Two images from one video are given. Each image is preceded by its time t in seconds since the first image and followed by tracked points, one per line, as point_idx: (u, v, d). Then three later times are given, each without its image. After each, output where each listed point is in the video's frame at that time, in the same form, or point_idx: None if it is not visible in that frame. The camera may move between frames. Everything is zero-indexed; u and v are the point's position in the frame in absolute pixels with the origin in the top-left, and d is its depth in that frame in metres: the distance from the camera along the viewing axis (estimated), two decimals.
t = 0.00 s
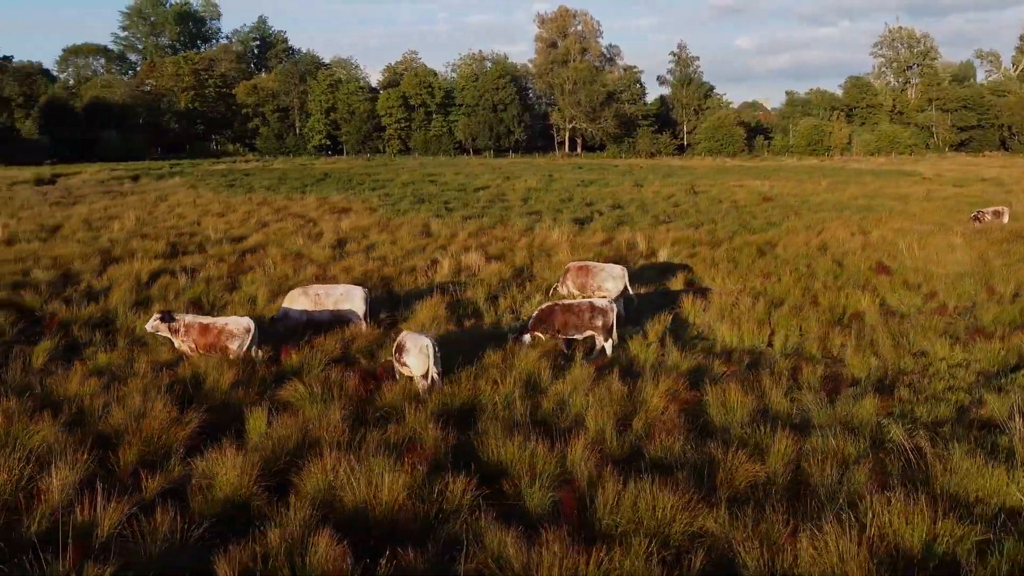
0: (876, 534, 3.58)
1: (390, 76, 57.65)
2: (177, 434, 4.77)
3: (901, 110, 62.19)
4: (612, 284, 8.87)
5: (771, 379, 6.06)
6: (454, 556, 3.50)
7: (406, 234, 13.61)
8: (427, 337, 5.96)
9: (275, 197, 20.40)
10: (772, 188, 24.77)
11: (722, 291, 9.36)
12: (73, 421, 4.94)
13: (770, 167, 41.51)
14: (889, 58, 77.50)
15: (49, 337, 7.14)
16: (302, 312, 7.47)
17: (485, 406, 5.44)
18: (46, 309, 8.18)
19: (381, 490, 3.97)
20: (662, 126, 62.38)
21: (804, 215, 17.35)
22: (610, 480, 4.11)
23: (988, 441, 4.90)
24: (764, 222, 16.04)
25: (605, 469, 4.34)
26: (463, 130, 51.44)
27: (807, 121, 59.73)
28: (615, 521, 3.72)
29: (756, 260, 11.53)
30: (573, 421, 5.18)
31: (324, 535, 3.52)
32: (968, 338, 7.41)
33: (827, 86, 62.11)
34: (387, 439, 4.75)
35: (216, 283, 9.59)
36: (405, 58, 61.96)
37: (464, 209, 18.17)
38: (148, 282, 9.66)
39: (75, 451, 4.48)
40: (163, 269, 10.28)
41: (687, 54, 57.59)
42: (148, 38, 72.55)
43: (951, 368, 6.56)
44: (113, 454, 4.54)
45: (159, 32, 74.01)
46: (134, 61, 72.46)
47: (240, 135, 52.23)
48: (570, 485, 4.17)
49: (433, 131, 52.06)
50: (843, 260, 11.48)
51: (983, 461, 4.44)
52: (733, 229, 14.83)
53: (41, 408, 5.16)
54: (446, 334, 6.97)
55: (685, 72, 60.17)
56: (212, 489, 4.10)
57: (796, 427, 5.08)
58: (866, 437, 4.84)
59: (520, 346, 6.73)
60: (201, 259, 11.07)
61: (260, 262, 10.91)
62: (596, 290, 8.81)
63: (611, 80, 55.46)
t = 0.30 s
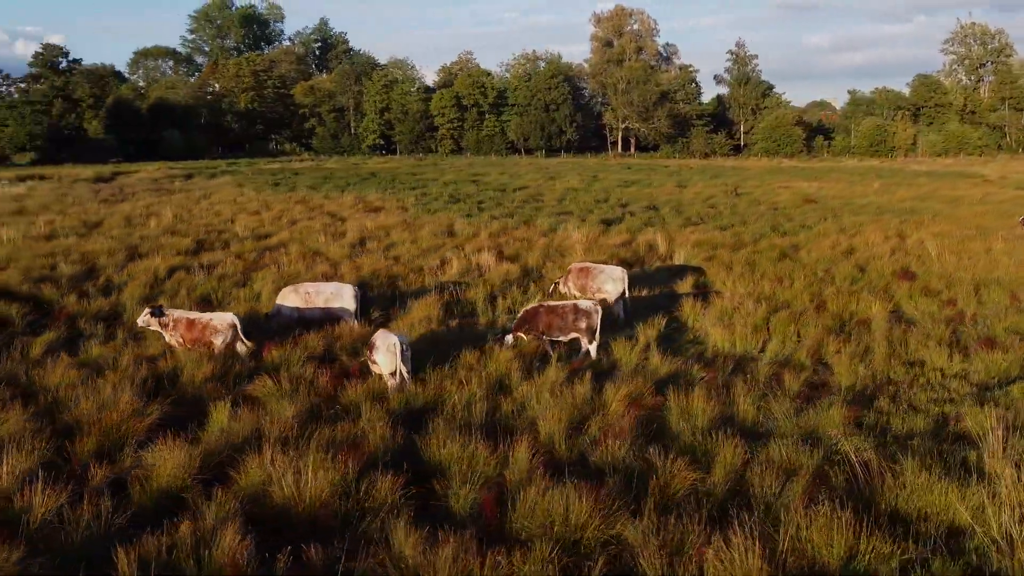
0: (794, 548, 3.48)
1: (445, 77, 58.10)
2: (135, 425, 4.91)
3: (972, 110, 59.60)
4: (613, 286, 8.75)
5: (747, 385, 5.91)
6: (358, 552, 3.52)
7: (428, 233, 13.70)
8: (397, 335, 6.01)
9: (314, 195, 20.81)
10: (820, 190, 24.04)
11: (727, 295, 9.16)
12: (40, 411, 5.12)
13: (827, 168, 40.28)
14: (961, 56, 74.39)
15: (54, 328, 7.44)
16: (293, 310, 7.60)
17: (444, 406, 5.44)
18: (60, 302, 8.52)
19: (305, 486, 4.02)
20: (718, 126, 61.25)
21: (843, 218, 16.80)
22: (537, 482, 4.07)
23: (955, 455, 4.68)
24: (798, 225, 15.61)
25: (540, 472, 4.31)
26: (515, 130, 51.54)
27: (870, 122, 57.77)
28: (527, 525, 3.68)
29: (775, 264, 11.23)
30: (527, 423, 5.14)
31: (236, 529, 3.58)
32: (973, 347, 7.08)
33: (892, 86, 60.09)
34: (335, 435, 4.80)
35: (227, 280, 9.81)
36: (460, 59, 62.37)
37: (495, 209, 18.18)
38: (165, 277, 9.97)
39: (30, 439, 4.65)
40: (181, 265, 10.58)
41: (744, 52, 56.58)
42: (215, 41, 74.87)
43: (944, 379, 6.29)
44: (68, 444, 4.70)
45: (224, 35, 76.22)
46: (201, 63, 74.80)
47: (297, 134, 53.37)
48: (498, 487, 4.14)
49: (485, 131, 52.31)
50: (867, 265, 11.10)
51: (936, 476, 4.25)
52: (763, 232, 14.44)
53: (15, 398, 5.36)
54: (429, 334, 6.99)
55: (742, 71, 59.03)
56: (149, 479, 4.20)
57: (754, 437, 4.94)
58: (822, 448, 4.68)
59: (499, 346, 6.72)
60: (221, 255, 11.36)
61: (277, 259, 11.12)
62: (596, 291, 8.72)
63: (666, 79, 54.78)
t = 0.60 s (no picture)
0: (699, 559, 3.38)
1: (500, 77, 58.30)
2: (97, 416, 5.07)
3: None
4: (613, 288, 8.64)
5: (718, 392, 5.77)
6: (265, 546, 3.56)
7: (451, 233, 13.77)
8: (369, 334, 6.05)
9: (353, 194, 21.14)
10: (870, 192, 23.26)
11: (732, 299, 8.95)
12: (15, 400, 5.33)
13: (887, 170, 38.90)
14: None
15: (62, 321, 7.74)
16: (287, 308, 7.74)
17: (403, 405, 5.46)
18: (76, 296, 8.86)
19: (233, 480, 4.08)
20: (777, 126, 59.86)
21: (884, 221, 16.21)
22: (462, 483, 4.05)
23: (912, 471, 4.47)
24: (833, 228, 15.12)
25: (471, 474, 4.28)
26: (568, 130, 51.38)
27: (938, 122, 55.51)
28: (437, 526, 3.67)
29: (795, 267, 10.92)
30: (479, 425, 5.12)
31: (151, 520, 3.66)
32: (975, 359, 6.76)
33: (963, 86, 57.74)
34: (285, 431, 4.87)
35: (241, 277, 10.04)
36: (516, 59, 62.48)
37: (527, 209, 18.13)
38: (182, 272, 10.26)
39: None
40: (202, 261, 10.88)
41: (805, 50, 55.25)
42: (278, 43, 76.81)
43: (933, 391, 6.02)
44: (32, 432, 4.88)
45: (288, 37, 78.11)
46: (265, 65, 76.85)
47: (354, 134, 54.29)
48: (425, 487, 4.13)
49: (538, 132, 52.31)
50: (891, 271, 10.69)
51: (881, 492, 4.08)
52: (793, 235, 14.04)
53: None
54: (412, 334, 7.04)
55: (803, 70, 57.62)
56: (93, 468, 4.34)
57: (708, 446, 4.82)
58: (770, 458, 4.54)
59: (478, 347, 6.71)
60: (243, 252, 11.64)
61: (295, 257, 11.35)
62: (596, 294, 8.63)
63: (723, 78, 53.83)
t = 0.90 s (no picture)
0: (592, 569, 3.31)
1: (555, 77, 58.18)
2: (65, 406, 5.26)
3: None
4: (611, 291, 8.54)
5: (683, 398, 5.65)
6: (175, 538, 3.64)
7: (473, 233, 13.80)
8: (341, 332, 6.13)
9: (391, 194, 21.40)
10: (924, 195, 22.36)
11: (735, 303, 8.74)
12: None
13: (951, 172, 37.30)
14: None
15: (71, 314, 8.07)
16: (282, 305, 7.90)
17: (362, 403, 5.51)
18: (92, 290, 9.22)
19: (167, 472, 4.18)
20: (839, 126, 58.17)
21: (927, 225, 15.57)
22: (384, 483, 4.06)
23: (858, 487, 4.30)
24: (869, 232, 14.59)
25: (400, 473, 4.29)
26: (622, 130, 50.94)
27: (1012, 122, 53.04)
28: (345, 524, 3.69)
29: (813, 272, 10.59)
30: (428, 425, 5.12)
31: (73, 508, 3.78)
32: (971, 370, 6.44)
33: None
34: (236, 427, 4.96)
35: (254, 274, 10.28)
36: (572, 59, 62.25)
37: (559, 209, 18.04)
38: (200, 268, 10.56)
39: None
40: (221, 258, 11.18)
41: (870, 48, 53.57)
42: (340, 44, 78.26)
43: (915, 404, 5.76)
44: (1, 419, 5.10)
45: (350, 38, 79.49)
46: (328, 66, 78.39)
47: (409, 135, 54.96)
48: (352, 485, 4.16)
49: (591, 132, 52.02)
50: (914, 278, 10.26)
51: (811, 507, 3.93)
52: (824, 239, 13.62)
53: None
54: (395, 333, 7.10)
55: (868, 68, 55.84)
56: (42, 456, 4.50)
57: (652, 454, 4.71)
58: (710, 468, 4.42)
59: (456, 348, 6.72)
60: (263, 250, 11.90)
61: (312, 255, 11.56)
62: (594, 296, 8.56)
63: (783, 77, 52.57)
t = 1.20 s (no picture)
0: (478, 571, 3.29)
1: (611, 77, 57.80)
2: (40, 395, 5.49)
3: None
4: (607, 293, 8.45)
5: (643, 403, 5.57)
6: (95, 525, 3.76)
7: (494, 233, 13.84)
8: (315, 329, 6.22)
9: (429, 193, 21.61)
10: (979, 199, 21.41)
11: (736, 307, 8.56)
12: None
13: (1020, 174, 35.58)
14: None
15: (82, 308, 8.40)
16: (278, 302, 8.07)
17: (323, 399, 5.59)
18: (110, 284, 9.59)
19: (108, 462, 4.32)
20: (903, 126, 56.24)
21: (970, 229, 14.91)
22: (308, 479, 4.13)
23: (792, 498, 4.17)
24: (905, 236, 14.06)
25: (330, 469, 4.34)
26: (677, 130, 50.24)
27: None
28: (257, 517, 3.76)
29: (830, 276, 10.27)
30: (378, 422, 5.16)
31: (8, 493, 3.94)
32: (960, 381, 6.17)
33: None
34: (193, 420, 5.10)
35: (268, 271, 10.52)
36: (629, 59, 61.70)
37: (590, 210, 17.94)
38: (219, 265, 10.88)
39: None
40: (241, 255, 11.48)
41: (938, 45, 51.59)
42: (400, 45, 79.33)
43: (889, 415, 5.55)
44: None
45: (410, 39, 80.50)
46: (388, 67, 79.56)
47: (464, 135, 55.35)
48: (282, 479, 4.22)
49: (645, 132, 51.48)
50: (936, 284, 9.85)
51: (730, 516, 3.83)
52: (854, 242, 13.19)
53: None
54: (378, 332, 7.18)
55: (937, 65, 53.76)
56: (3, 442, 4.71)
57: (592, 459, 4.66)
58: (641, 474, 4.34)
59: (434, 347, 6.76)
60: (285, 248, 12.18)
61: (329, 252, 11.78)
62: (590, 298, 8.49)
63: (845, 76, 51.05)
